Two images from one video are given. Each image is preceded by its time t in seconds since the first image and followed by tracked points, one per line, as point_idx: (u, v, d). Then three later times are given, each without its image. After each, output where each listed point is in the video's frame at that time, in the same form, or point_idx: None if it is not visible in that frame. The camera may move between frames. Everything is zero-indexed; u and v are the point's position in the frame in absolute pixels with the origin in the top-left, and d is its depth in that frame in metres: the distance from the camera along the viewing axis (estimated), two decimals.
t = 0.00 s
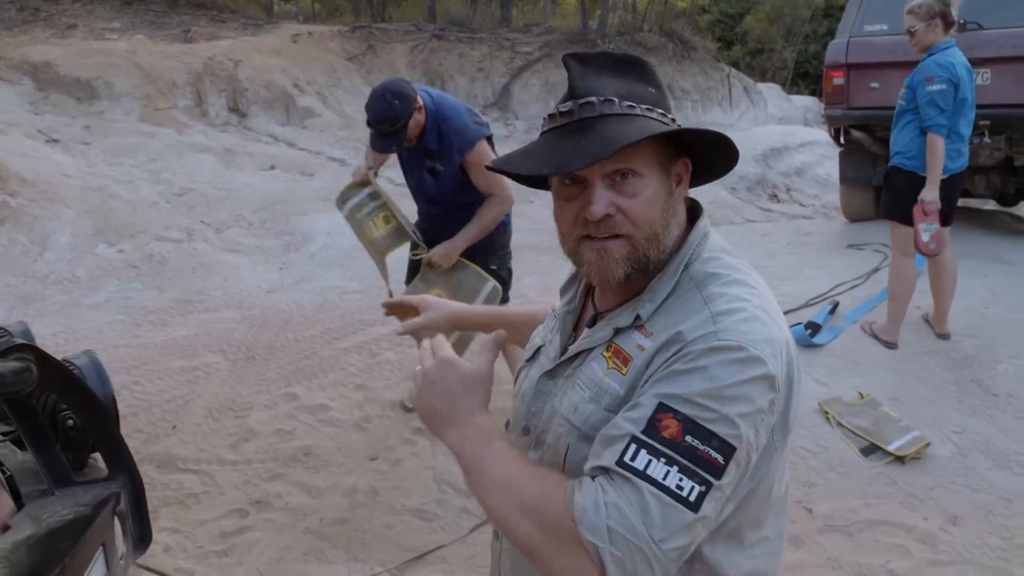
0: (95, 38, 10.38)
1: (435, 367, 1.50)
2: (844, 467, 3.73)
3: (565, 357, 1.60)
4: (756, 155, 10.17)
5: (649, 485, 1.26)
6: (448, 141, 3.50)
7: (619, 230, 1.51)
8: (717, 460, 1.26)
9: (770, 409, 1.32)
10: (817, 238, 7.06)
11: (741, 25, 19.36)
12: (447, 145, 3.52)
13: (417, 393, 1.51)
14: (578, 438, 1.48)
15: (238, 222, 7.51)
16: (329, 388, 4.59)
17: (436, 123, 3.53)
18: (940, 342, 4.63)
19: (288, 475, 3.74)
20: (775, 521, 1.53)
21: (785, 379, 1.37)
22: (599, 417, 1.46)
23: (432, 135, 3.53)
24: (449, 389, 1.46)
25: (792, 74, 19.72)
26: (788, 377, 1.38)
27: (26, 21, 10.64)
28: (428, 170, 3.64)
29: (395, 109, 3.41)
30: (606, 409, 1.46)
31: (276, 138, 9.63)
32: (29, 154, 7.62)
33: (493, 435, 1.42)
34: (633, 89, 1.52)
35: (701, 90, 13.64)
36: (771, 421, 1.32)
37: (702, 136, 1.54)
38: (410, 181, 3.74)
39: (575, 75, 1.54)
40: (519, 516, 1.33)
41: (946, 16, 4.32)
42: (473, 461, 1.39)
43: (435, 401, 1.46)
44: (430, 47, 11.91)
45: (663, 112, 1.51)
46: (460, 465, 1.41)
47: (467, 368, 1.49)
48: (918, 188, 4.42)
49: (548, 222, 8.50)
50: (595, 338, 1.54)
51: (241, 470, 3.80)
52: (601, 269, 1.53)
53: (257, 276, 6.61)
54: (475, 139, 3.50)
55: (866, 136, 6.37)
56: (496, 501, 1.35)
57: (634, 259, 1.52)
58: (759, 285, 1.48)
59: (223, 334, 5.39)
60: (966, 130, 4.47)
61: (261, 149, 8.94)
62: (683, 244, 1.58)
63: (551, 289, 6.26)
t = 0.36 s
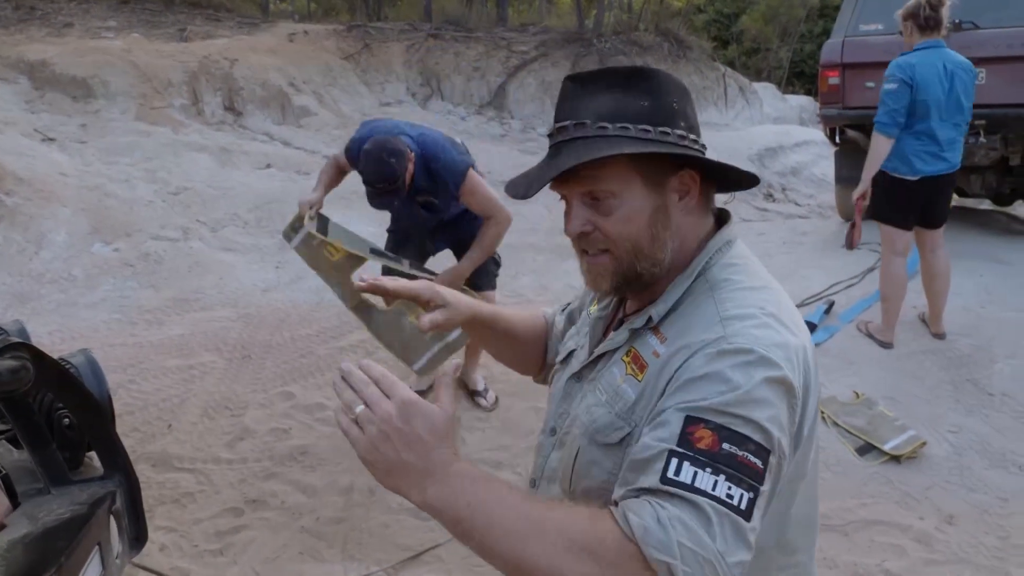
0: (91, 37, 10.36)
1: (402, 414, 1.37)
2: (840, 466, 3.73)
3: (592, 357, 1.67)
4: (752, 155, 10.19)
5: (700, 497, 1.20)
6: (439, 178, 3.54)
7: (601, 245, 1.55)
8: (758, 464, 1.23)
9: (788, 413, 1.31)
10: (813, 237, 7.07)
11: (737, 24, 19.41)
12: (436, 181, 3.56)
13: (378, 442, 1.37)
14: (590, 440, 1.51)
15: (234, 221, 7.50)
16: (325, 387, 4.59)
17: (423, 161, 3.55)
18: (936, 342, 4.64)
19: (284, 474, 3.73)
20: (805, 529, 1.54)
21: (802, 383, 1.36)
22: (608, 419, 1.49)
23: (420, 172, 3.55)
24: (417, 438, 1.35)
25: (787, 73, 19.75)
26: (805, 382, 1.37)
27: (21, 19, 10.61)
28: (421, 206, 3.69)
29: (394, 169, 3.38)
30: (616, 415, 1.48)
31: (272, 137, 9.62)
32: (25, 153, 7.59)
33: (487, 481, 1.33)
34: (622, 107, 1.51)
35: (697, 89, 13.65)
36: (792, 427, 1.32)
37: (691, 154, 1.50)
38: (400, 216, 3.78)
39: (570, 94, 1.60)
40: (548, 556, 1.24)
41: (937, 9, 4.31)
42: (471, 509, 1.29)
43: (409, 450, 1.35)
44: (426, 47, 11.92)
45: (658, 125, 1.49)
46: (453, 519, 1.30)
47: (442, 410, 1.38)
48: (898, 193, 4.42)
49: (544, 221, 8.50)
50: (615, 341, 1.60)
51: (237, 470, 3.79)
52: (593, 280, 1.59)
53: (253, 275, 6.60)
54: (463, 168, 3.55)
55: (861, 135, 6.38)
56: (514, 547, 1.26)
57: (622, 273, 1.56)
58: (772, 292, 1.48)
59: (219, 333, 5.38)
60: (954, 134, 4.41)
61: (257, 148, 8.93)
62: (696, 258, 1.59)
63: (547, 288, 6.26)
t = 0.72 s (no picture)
0: (90, 37, 10.36)
1: (404, 424, 1.37)
2: (840, 465, 3.74)
3: (602, 357, 1.72)
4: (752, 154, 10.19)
5: (734, 505, 1.30)
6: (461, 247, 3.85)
7: (645, 222, 1.66)
8: (788, 471, 1.33)
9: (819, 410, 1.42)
10: (813, 237, 7.07)
11: (736, 24, 19.40)
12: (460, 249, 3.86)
13: (383, 450, 1.38)
14: (617, 437, 1.58)
15: (234, 222, 7.50)
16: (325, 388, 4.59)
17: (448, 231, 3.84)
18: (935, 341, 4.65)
19: (285, 474, 3.74)
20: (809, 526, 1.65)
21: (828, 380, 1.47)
22: (640, 416, 1.55)
23: (447, 243, 3.85)
24: (426, 444, 1.36)
25: (787, 73, 19.72)
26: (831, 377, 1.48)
27: (20, 20, 10.61)
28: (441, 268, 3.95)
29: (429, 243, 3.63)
30: (648, 411, 1.54)
31: (271, 137, 9.60)
32: (24, 153, 7.59)
33: (504, 493, 1.36)
34: (664, 92, 1.69)
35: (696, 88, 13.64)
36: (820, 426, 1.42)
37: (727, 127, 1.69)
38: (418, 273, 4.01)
39: (605, 79, 1.75)
40: (586, 561, 1.30)
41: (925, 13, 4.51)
42: (501, 520, 1.33)
43: (419, 461, 1.35)
44: (426, 47, 11.92)
45: (695, 110, 1.69)
46: (480, 526, 1.34)
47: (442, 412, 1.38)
48: (874, 191, 4.57)
49: (544, 221, 8.49)
50: (634, 339, 1.66)
51: (237, 470, 3.79)
52: (630, 262, 1.69)
53: (252, 275, 6.60)
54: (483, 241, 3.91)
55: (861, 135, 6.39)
56: (549, 554, 1.31)
57: (664, 252, 1.67)
58: (793, 291, 1.60)
59: (218, 334, 5.38)
60: (925, 134, 4.44)
61: (256, 148, 8.93)
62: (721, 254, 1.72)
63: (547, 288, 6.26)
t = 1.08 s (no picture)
0: (83, 42, 10.35)
1: (416, 376, 1.36)
2: (835, 465, 3.75)
3: (602, 349, 1.73)
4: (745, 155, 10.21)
5: (724, 484, 1.32)
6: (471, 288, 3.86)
7: (642, 219, 1.67)
8: (777, 455, 1.35)
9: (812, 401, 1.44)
10: (807, 237, 7.09)
11: (729, 25, 19.47)
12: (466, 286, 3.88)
13: (393, 400, 1.37)
14: (616, 427, 1.59)
15: (228, 226, 7.49)
16: (320, 392, 4.58)
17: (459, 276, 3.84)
18: (929, 340, 4.66)
19: (280, 479, 3.73)
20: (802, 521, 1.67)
21: (823, 372, 1.50)
22: (638, 406, 1.56)
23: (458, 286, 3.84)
24: (433, 402, 1.35)
25: (780, 73, 19.79)
26: (826, 372, 1.49)
27: (13, 24, 10.58)
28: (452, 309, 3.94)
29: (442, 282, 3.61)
30: (647, 401, 1.55)
31: (266, 141, 9.60)
32: (17, 158, 7.57)
33: (502, 455, 1.35)
34: (664, 91, 1.69)
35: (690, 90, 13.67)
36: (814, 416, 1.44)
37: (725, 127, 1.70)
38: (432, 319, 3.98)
39: (608, 77, 1.77)
40: (578, 530, 1.31)
41: (914, 14, 4.55)
42: (496, 479, 1.33)
43: (426, 415, 1.35)
44: (420, 50, 11.93)
45: (695, 110, 1.69)
46: (476, 485, 1.33)
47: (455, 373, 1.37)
48: (861, 189, 4.65)
49: (539, 223, 8.50)
50: (633, 331, 1.66)
51: (234, 475, 3.79)
52: (626, 258, 1.70)
53: (247, 280, 6.59)
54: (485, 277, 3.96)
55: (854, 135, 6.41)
56: (542, 517, 1.32)
57: (660, 248, 1.68)
58: (792, 287, 1.61)
59: (214, 338, 5.37)
60: (901, 131, 4.47)
61: (251, 152, 8.92)
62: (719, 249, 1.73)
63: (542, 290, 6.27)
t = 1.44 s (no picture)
0: (76, 47, 10.33)
1: (433, 312, 1.40)
2: (831, 467, 3.75)
3: (608, 342, 1.77)
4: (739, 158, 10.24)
5: (717, 446, 1.34)
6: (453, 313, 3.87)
7: (627, 215, 1.73)
8: (771, 429, 1.39)
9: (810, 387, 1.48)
10: (800, 239, 7.11)
11: (721, 28, 19.56)
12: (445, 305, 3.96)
13: (408, 330, 1.40)
14: (619, 414, 1.64)
15: (222, 231, 7.47)
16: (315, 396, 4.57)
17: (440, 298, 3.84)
18: (923, 341, 4.68)
19: (276, 484, 3.72)
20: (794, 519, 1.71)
21: (823, 363, 1.54)
22: (640, 389, 1.61)
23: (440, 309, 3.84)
24: (443, 336, 1.38)
25: (773, 76, 19.87)
26: (824, 363, 1.54)
27: (5, 30, 10.55)
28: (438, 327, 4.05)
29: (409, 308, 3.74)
30: (648, 384, 1.60)
31: (259, 146, 9.59)
32: (10, 164, 7.55)
33: (504, 396, 1.35)
34: (669, 91, 1.68)
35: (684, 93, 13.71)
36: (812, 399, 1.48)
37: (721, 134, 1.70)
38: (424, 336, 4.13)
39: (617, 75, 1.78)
40: (566, 472, 1.29)
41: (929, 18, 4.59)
42: (495, 417, 1.32)
43: (436, 349, 1.38)
44: (413, 54, 11.95)
45: (696, 114, 1.68)
46: (472, 420, 1.33)
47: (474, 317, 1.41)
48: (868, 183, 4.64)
49: (533, 226, 8.51)
50: (637, 323, 1.72)
51: (229, 480, 3.78)
52: (614, 251, 1.76)
53: (241, 284, 6.58)
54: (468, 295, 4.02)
55: (847, 138, 6.42)
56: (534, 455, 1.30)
57: (641, 245, 1.73)
58: (792, 282, 1.68)
59: (209, 343, 5.36)
60: (912, 129, 4.50)
61: (244, 157, 8.91)
62: (716, 249, 1.78)
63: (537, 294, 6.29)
